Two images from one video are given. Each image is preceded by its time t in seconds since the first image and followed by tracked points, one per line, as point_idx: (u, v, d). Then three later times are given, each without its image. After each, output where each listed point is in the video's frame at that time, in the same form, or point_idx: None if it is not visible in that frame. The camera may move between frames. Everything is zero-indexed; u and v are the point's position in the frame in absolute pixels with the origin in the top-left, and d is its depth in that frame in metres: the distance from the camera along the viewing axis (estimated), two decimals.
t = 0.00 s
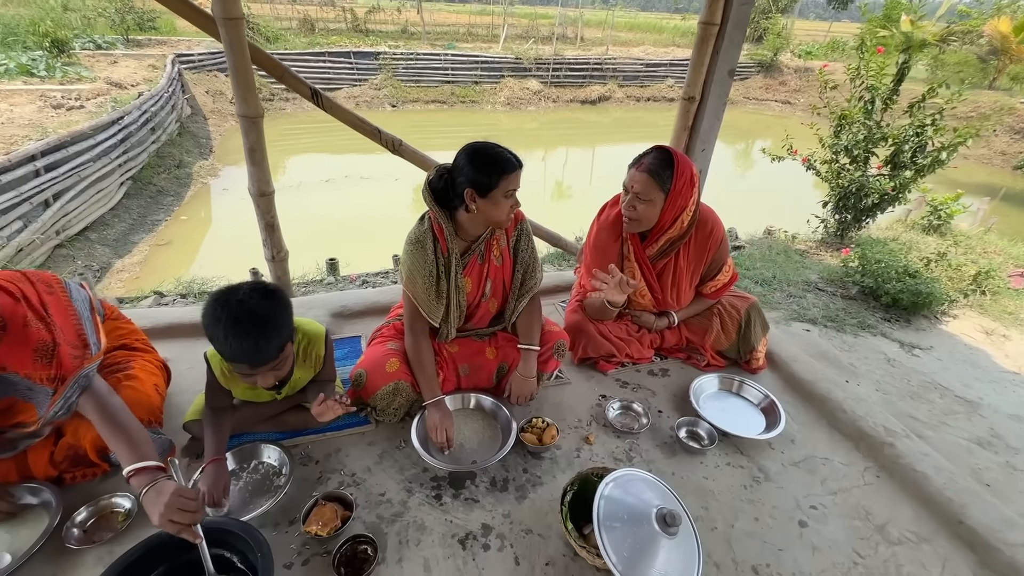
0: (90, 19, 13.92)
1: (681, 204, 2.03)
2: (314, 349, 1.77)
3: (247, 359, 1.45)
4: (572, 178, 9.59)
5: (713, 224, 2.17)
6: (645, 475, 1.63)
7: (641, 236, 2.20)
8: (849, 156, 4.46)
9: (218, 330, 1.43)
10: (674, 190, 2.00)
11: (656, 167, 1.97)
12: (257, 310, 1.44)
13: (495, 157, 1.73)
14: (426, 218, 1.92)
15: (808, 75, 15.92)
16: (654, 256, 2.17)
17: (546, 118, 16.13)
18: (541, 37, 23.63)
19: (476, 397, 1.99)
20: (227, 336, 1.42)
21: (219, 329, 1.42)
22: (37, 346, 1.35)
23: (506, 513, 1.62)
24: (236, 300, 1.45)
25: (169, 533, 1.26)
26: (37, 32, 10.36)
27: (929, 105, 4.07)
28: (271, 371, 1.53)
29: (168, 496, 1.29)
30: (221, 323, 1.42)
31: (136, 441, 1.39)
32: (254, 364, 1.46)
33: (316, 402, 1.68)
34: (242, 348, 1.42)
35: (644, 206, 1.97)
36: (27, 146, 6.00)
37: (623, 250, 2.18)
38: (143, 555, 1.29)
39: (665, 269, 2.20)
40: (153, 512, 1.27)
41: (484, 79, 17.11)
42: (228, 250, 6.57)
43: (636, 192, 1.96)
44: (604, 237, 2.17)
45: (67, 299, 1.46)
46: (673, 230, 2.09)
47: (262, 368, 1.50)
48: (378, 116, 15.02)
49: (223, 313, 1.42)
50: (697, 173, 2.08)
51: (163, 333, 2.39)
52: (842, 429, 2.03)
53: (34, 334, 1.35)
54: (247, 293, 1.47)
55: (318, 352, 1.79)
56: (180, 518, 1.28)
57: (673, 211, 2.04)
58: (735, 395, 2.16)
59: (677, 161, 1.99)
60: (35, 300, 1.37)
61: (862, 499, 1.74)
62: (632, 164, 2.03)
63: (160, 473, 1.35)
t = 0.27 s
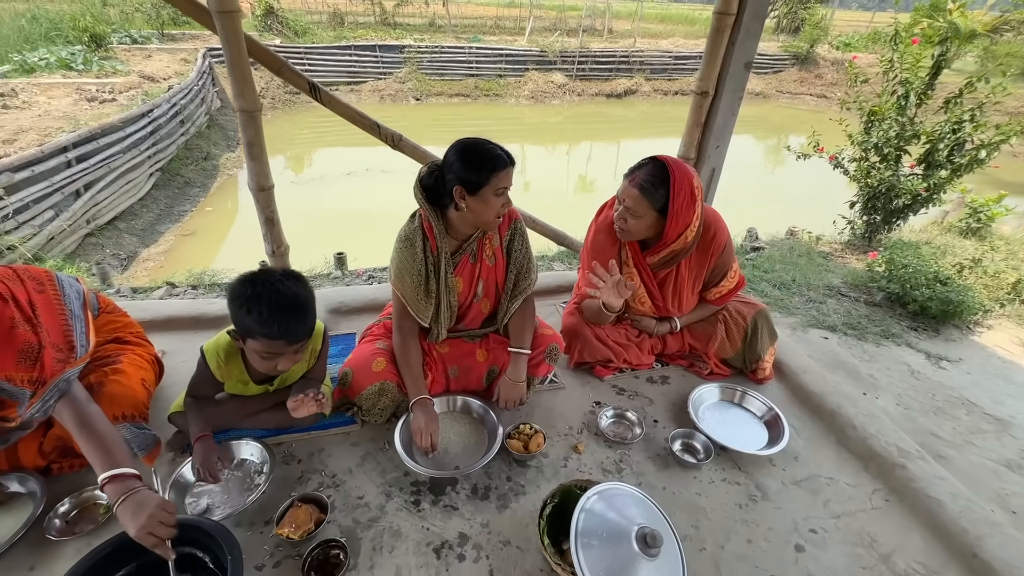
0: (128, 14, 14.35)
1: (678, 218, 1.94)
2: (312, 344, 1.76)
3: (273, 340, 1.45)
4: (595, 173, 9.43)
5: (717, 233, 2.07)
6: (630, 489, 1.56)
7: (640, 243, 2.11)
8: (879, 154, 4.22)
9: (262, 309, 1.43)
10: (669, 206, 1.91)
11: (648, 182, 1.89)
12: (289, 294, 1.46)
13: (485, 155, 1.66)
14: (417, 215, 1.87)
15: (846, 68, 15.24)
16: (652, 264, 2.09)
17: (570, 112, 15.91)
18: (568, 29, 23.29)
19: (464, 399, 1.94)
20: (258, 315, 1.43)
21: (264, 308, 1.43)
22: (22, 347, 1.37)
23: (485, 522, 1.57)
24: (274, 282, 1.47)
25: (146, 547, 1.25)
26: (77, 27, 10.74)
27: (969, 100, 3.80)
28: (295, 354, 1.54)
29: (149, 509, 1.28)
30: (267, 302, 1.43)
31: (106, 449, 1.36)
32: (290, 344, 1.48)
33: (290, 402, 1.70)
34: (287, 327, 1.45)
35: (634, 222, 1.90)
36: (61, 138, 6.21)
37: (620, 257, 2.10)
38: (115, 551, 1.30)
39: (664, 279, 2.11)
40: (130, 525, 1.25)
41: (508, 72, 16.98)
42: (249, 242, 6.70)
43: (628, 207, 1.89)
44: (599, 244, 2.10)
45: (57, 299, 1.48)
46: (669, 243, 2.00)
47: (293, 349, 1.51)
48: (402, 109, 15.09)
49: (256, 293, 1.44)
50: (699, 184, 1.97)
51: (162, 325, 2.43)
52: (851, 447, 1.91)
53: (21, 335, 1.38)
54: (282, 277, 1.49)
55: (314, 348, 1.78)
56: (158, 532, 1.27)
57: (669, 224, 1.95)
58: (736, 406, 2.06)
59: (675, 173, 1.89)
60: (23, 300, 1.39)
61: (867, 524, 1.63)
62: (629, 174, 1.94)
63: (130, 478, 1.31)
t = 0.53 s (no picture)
0: (168, 11, 14.82)
1: (700, 210, 1.88)
2: (332, 333, 1.83)
3: (298, 321, 1.46)
4: (621, 171, 9.30)
5: (739, 235, 1.99)
6: (638, 498, 1.51)
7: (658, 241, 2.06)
8: (920, 155, 4.02)
9: (288, 291, 1.45)
10: (693, 195, 1.85)
11: (674, 168, 1.83)
12: (315, 278, 1.48)
13: (497, 151, 1.64)
14: (429, 212, 1.86)
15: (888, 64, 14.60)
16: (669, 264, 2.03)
17: (597, 108, 15.72)
18: (598, 24, 23.00)
19: (472, 397, 1.93)
20: (285, 298, 1.44)
21: (291, 291, 1.45)
22: (41, 330, 1.41)
23: (488, 524, 1.56)
24: (300, 268, 1.49)
25: (128, 540, 1.27)
26: (120, 24, 11.14)
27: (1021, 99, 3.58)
28: (316, 339, 1.54)
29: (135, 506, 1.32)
30: (295, 285, 1.45)
31: (104, 432, 1.40)
32: (312, 327, 1.49)
33: (314, 387, 1.75)
34: (310, 311, 1.46)
35: (657, 211, 1.84)
36: (101, 130, 6.45)
37: (636, 254, 2.05)
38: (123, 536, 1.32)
39: (680, 280, 2.05)
40: (119, 514, 1.29)
41: (536, 68, 16.87)
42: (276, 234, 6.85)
43: (650, 194, 1.83)
44: (616, 239, 2.05)
45: (77, 285, 1.54)
46: (689, 237, 1.94)
47: (315, 333, 1.51)
48: (429, 105, 15.18)
49: (283, 276, 1.46)
50: (722, 178, 1.91)
51: (183, 315, 2.49)
52: (876, 463, 1.81)
53: (40, 318, 1.41)
54: (311, 263, 1.52)
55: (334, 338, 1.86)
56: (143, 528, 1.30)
57: (690, 217, 1.88)
58: (754, 415, 1.98)
59: (699, 165, 1.84)
60: (45, 284, 1.44)
61: (889, 546, 1.55)
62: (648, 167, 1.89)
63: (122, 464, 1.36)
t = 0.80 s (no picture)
0: (210, 10, 15.32)
1: (725, 207, 1.85)
2: (359, 327, 1.85)
3: (328, 316, 1.48)
4: (649, 170, 9.17)
5: (766, 233, 1.95)
6: (650, 497, 1.49)
7: (682, 237, 2.04)
8: (965, 157, 3.84)
9: (324, 284, 1.47)
10: (719, 191, 1.82)
11: (698, 164, 1.81)
12: (349, 276, 1.50)
13: (516, 143, 1.65)
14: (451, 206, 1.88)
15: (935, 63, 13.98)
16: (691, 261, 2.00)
17: (626, 107, 15.55)
18: (630, 22, 22.74)
19: (488, 390, 1.94)
20: (319, 293, 1.46)
21: (326, 285, 1.47)
22: (78, 307, 1.49)
23: (499, 516, 1.56)
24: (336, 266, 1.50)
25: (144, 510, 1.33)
26: (164, 22, 11.57)
27: None
28: (345, 333, 1.56)
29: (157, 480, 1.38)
30: (330, 280, 1.47)
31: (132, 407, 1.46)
32: (344, 321, 1.50)
33: (336, 375, 1.77)
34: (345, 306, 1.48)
35: (681, 207, 1.82)
36: (144, 123, 6.72)
37: (659, 251, 2.04)
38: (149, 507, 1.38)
39: (703, 279, 2.02)
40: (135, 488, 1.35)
41: (565, 66, 16.77)
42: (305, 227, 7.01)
43: (673, 189, 1.81)
44: (639, 236, 2.04)
45: (115, 267, 1.63)
46: (713, 234, 1.91)
47: (345, 327, 1.53)
48: (458, 102, 15.29)
49: (321, 270, 1.48)
50: (750, 174, 1.87)
51: (213, 300, 2.58)
52: (904, 474, 1.75)
53: (77, 296, 1.49)
54: (347, 260, 1.54)
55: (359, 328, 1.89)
56: (160, 500, 1.36)
57: (714, 214, 1.86)
58: (775, 420, 1.93)
59: (725, 160, 1.81)
60: (84, 263, 1.52)
61: (915, 561, 1.49)
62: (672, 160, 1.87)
63: (148, 436, 1.42)
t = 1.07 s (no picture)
0: (252, 11, 15.85)
1: (750, 199, 1.84)
2: (386, 311, 1.91)
3: (359, 297, 1.54)
4: (679, 172, 9.06)
5: (792, 230, 1.93)
6: (661, 488, 1.51)
7: (705, 233, 2.03)
8: (1012, 162, 3.68)
9: (356, 268, 1.53)
10: (744, 184, 1.80)
11: (724, 156, 1.79)
12: (380, 259, 1.56)
13: (543, 144, 1.67)
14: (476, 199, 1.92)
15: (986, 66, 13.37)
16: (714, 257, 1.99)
17: (658, 109, 15.38)
18: (664, 23, 22.46)
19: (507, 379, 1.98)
20: (351, 276, 1.53)
21: (358, 269, 1.53)
22: (128, 280, 1.62)
23: (514, 500, 1.60)
24: (367, 253, 1.56)
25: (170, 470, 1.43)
26: (209, 22, 12.03)
27: None
28: (374, 316, 1.62)
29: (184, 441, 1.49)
30: (362, 264, 1.54)
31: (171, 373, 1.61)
32: (373, 303, 1.56)
33: (359, 358, 1.83)
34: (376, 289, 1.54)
35: (706, 201, 1.81)
36: (188, 118, 7.01)
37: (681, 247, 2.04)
38: (186, 473, 1.47)
39: (727, 275, 2.01)
40: (163, 448, 1.46)
41: (596, 67, 16.69)
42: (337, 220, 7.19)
43: (699, 183, 1.80)
44: (662, 233, 2.04)
45: (161, 245, 1.76)
46: (737, 228, 1.90)
47: (374, 309, 1.59)
48: (488, 102, 15.40)
49: (354, 255, 1.55)
50: (776, 167, 1.85)
51: (247, 286, 2.70)
52: (931, 481, 1.70)
53: (127, 270, 1.62)
54: (379, 246, 1.60)
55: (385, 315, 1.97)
56: (184, 461, 1.46)
57: (739, 207, 1.85)
58: (796, 421, 1.91)
59: (751, 152, 1.79)
60: (134, 240, 1.65)
61: (937, 569, 1.45)
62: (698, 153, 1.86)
63: (175, 402, 1.55)
